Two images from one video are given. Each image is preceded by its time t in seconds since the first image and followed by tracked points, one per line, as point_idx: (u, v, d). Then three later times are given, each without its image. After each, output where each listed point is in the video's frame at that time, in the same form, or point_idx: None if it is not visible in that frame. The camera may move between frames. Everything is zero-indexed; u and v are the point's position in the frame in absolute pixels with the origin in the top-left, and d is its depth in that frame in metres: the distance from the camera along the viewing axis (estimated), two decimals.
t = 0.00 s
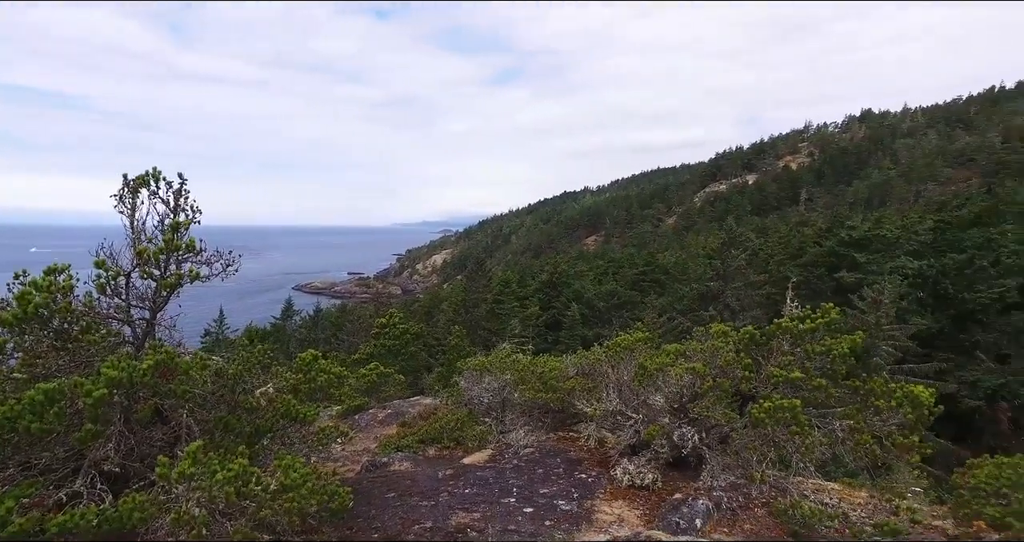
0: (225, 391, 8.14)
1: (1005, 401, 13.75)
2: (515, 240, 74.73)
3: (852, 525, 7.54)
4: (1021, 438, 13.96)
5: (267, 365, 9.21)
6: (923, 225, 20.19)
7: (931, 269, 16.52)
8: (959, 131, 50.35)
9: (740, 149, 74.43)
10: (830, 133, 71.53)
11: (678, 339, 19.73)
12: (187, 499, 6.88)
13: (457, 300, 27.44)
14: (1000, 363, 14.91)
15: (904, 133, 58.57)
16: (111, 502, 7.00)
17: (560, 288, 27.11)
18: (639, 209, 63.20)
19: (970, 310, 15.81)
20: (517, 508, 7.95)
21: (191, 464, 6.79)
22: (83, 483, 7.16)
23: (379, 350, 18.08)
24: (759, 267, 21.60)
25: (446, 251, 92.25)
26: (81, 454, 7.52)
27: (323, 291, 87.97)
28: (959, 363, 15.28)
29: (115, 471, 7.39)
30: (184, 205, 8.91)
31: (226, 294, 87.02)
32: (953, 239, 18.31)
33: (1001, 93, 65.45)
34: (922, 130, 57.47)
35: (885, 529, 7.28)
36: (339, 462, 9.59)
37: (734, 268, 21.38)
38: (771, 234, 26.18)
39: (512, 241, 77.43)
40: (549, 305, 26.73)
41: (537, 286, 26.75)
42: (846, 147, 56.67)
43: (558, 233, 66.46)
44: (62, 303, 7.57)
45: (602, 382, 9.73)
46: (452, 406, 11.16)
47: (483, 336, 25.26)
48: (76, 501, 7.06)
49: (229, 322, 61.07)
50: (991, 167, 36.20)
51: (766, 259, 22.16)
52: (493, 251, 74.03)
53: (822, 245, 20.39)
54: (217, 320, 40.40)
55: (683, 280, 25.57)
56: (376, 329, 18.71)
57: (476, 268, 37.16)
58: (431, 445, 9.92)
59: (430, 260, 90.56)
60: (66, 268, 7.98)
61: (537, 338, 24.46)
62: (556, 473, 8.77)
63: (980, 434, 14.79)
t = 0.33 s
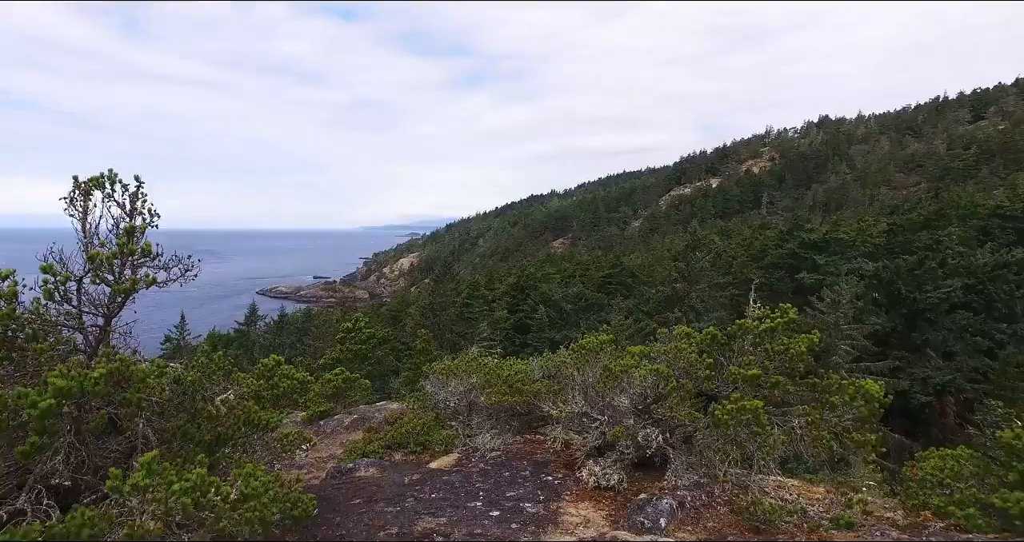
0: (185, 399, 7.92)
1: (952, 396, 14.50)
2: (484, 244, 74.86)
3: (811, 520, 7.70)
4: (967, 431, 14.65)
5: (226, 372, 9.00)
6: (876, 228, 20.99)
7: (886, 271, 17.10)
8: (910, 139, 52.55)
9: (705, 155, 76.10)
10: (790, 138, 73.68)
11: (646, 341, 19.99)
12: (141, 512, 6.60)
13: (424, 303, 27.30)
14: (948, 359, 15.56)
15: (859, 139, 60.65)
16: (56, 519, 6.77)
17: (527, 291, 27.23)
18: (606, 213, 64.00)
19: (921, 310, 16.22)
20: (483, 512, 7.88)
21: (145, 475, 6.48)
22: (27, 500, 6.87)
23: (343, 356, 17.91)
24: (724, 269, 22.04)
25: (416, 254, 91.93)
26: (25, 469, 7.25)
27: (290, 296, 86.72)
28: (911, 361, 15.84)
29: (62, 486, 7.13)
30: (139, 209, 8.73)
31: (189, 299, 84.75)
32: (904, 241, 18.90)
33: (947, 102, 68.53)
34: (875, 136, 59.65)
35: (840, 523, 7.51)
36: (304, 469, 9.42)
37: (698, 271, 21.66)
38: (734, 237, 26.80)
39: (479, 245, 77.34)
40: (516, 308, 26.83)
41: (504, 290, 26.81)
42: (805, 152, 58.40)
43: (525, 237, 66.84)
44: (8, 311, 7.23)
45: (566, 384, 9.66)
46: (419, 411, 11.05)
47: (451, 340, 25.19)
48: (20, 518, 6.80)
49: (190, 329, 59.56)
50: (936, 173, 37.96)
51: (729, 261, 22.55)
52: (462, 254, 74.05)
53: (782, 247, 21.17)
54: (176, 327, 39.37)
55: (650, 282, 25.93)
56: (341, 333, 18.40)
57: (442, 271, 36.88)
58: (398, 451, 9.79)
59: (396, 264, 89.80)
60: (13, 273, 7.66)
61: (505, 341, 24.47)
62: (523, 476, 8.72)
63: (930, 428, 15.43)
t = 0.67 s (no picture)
0: (143, 407, 7.64)
1: (907, 393, 15.08)
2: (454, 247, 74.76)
3: (774, 517, 7.82)
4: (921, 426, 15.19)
5: (185, 380, 8.75)
6: (836, 232, 21.62)
7: (846, 272, 17.61)
8: (865, 146, 54.53)
9: (671, 160, 77.51)
10: (752, 143, 75.62)
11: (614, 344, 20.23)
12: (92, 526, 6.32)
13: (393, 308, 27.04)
14: (902, 357, 16.08)
15: (818, 144, 62.55)
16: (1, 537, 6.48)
17: (495, 295, 27.27)
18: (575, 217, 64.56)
19: (877, 310, 16.93)
20: (451, 517, 7.78)
21: (97, 488, 6.22)
22: None
23: (309, 362, 17.74)
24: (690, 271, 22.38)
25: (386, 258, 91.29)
26: None
27: (257, 301, 85.10)
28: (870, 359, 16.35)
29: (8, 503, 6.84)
30: (92, 213, 8.48)
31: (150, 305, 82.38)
32: (861, 243, 19.65)
33: (899, 110, 71.38)
34: (834, 142, 61.47)
35: (800, 519, 7.69)
36: (268, 478, 9.21)
37: (665, 273, 21.95)
38: (700, 240, 27.28)
39: (448, 248, 76.96)
40: (485, 312, 26.82)
41: (472, 294, 26.78)
42: (767, 156, 59.94)
43: (493, 241, 66.98)
44: None
45: (533, 387, 9.64)
46: (386, 416, 10.91)
47: (420, 345, 25.02)
48: None
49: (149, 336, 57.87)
50: (889, 179, 39.40)
51: (694, 263, 22.82)
52: (432, 258, 73.79)
53: (746, 250, 21.63)
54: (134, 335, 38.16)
55: (617, 285, 26.20)
56: (308, 339, 18.24)
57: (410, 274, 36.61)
58: (365, 457, 9.64)
59: (364, 268, 88.77)
60: None
61: (474, 345, 24.47)
62: (491, 480, 8.66)
63: (886, 425, 15.91)
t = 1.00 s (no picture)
0: (95, 417, 7.41)
1: (865, 392, 15.54)
2: (422, 251, 74.58)
3: (737, 516, 7.94)
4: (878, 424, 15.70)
5: (141, 389, 8.55)
6: (797, 236, 22.19)
7: (808, 275, 18.11)
8: (824, 152, 56.27)
9: (637, 164, 78.71)
10: (716, 149, 77.31)
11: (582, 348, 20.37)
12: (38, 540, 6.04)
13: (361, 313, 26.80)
14: (860, 357, 16.60)
15: (780, 149, 64.28)
16: None
17: (463, 299, 27.29)
18: (543, 222, 65.06)
19: (837, 311, 17.45)
20: (417, 523, 7.65)
21: (44, 502, 6.03)
22: None
23: (275, 368, 17.51)
24: (657, 274, 22.71)
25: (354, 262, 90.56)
26: None
27: (223, 306, 83.43)
28: (831, 360, 16.84)
29: None
30: (39, 218, 8.21)
31: (109, 312, 79.60)
32: (822, 247, 20.24)
33: (855, 118, 74.01)
34: (795, 148, 63.00)
35: (760, 517, 7.80)
36: (230, 487, 8.99)
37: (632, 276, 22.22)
38: (666, 244, 27.67)
39: (418, 253, 76.39)
40: (454, 316, 26.79)
41: (440, 299, 26.73)
42: (731, 161, 61.29)
43: (461, 246, 67.01)
44: None
45: (500, 392, 9.65)
46: (352, 422, 10.79)
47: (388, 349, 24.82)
48: None
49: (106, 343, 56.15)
50: (846, 184, 40.70)
51: (661, 266, 23.06)
52: (400, 262, 73.48)
53: (711, 254, 21.96)
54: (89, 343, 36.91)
55: (585, 289, 26.37)
56: (274, 345, 18.01)
57: (379, 279, 36.36)
58: (330, 463, 9.48)
59: (331, 272, 87.82)
60: None
61: (443, 349, 24.38)
62: (458, 485, 8.58)
63: (846, 423, 16.35)
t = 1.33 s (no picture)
0: (43, 431, 7.16)
1: (825, 392, 15.98)
2: (391, 256, 74.11)
3: (700, 516, 8.02)
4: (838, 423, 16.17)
5: (94, 400, 8.22)
6: (759, 240, 22.75)
7: (769, 279, 18.62)
8: (785, 159, 57.89)
9: (605, 170, 79.73)
10: (681, 155, 78.81)
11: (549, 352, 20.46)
12: None
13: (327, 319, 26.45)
14: (820, 358, 17.13)
15: (742, 155, 65.82)
16: None
17: (431, 305, 27.23)
18: (511, 228, 65.45)
19: (798, 314, 18.01)
20: (382, 532, 7.49)
21: None
22: None
23: (238, 376, 17.20)
24: (624, 279, 23.01)
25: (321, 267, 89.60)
26: None
27: (185, 313, 81.43)
28: (792, 362, 17.31)
29: None
30: None
31: (63, 320, 76.56)
32: (784, 251, 20.81)
33: (813, 125, 76.45)
34: (758, 154, 64.44)
35: (722, 517, 7.91)
36: (189, 498, 8.72)
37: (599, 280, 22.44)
38: (633, 248, 28.04)
39: (386, 258, 75.94)
40: (422, 321, 26.69)
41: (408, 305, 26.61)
42: (695, 167, 62.53)
43: (428, 252, 66.97)
44: None
45: (466, 398, 9.66)
46: (317, 430, 10.66)
47: (355, 356, 24.55)
48: None
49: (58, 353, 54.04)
50: (806, 190, 41.84)
51: (629, 271, 23.30)
52: (367, 267, 72.99)
53: (677, 258, 22.29)
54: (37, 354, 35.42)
55: (553, 294, 26.52)
56: (237, 352, 17.67)
57: (345, 285, 35.97)
58: (294, 473, 9.31)
59: (297, 278, 86.67)
60: None
61: (410, 355, 24.27)
62: (424, 493, 8.50)
63: (807, 423, 16.77)
